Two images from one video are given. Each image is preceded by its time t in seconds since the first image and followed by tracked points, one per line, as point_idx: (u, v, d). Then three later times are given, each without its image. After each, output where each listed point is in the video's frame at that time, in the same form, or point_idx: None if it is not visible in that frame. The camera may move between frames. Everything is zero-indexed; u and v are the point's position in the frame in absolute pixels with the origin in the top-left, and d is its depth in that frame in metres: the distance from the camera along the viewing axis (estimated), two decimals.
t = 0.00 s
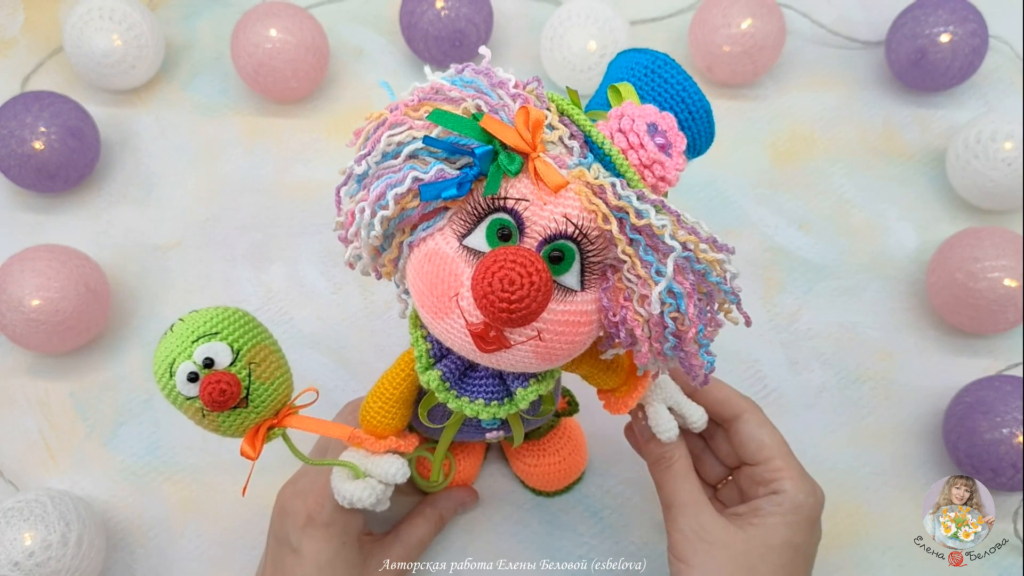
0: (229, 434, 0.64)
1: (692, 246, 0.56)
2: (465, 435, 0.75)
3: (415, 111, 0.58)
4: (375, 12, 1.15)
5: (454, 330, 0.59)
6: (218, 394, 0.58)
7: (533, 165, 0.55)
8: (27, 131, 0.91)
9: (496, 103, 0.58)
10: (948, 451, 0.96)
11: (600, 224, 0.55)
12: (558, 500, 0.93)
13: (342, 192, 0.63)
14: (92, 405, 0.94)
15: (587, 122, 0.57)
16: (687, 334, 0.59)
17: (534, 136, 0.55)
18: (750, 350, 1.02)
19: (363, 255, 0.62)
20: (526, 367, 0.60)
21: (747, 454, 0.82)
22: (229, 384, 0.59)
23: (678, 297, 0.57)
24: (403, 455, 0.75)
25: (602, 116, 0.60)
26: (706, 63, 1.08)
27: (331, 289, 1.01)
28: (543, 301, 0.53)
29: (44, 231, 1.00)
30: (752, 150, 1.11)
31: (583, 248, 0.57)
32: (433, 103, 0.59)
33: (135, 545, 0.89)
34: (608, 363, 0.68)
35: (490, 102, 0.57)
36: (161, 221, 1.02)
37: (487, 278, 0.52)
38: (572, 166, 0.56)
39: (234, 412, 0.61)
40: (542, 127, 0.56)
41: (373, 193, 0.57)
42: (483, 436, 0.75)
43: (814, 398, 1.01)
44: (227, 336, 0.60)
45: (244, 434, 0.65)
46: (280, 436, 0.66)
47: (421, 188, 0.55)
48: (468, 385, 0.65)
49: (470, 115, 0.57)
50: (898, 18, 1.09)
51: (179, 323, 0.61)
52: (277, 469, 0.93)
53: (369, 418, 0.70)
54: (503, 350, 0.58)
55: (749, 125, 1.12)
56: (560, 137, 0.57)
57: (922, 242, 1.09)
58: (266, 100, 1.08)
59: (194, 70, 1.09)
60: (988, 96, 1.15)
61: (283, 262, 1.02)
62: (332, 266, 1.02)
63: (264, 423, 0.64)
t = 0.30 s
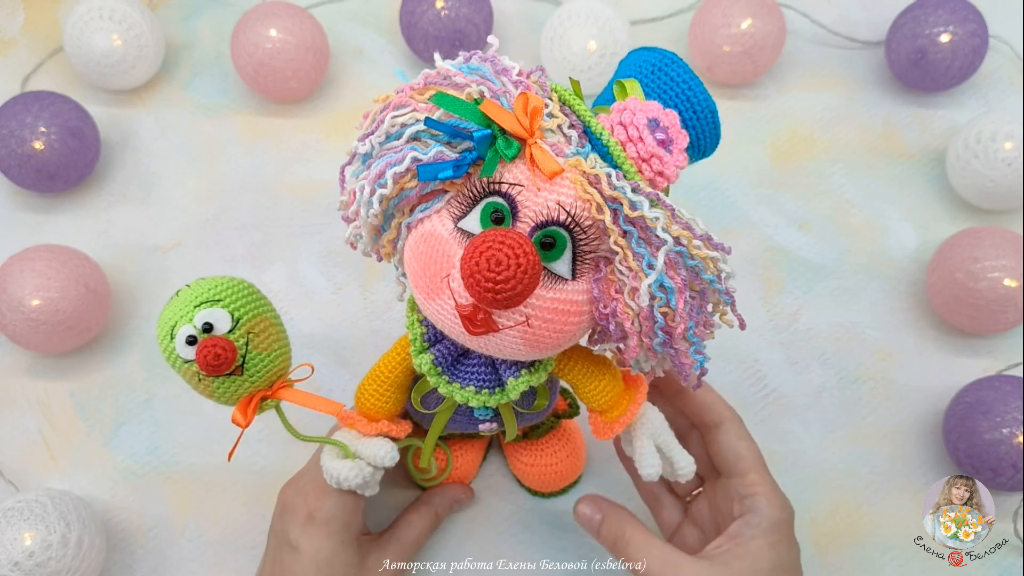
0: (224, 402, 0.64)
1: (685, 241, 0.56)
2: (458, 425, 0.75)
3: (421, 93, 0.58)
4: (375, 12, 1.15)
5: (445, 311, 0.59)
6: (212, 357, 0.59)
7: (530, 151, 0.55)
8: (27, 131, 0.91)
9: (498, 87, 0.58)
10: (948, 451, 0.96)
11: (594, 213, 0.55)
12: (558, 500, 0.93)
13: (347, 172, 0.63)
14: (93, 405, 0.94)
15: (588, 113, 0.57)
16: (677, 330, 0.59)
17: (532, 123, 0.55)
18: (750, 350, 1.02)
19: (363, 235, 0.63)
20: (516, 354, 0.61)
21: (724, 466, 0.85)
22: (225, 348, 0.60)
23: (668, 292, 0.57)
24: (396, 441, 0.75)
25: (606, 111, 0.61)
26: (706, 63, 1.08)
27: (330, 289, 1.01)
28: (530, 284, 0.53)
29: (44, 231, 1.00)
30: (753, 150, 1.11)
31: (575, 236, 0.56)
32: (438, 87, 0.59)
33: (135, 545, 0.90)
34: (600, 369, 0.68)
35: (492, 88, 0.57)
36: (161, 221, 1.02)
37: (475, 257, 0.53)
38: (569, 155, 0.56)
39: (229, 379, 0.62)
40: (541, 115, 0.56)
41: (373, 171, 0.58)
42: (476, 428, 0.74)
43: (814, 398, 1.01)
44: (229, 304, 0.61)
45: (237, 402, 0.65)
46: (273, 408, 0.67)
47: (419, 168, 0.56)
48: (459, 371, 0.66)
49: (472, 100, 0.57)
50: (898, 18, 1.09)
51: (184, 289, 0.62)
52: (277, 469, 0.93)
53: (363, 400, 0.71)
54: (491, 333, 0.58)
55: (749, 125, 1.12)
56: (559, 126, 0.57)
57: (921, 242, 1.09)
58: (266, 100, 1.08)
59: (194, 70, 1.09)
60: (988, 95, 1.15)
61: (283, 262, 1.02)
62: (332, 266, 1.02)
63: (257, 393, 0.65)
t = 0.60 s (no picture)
0: (223, 395, 0.65)
1: (686, 250, 0.56)
2: (457, 425, 0.75)
3: (426, 93, 0.58)
4: (375, 12, 1.15)
5: (444, 312, 0.59)
6: (211, 351, 0.60)
7: (533, 154, 0.55)
8: (27, 131, 0.91)
9: (503, 90, 0.58)
10: (948, 451, 0.96)
11: (595, 219, 0.55)
12: (559, 500, 0.93)
13: (352, 169, 0.63)
14: (92, 405, 0.94)
15: (593, 118, 0.57)
16: (675, 338, 0.59)
17: (535, 127, 0.55)
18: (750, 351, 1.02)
19: (365, 233, 0.63)
20: (513, 358, 0.61)
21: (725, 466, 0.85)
22: (224, 342, 0.61)
23: (668, 300, 0.57)
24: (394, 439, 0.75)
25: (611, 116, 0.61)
26: (706, 62, 1.08)
27: (330, 289, 1.01)
28: (528, 290, 0.53)
29: (44, 231, 1.00)
30: (753, 150, 1.11)
31: (576, 241, 0.57)
32: (443, 88, 0.59)
33: (135, 546, 0.90)
34: (600, 374, 0.68)
35: (497, 90, 0.58)
36: (161, 221, 1.02)
37: (474, 260, 0.53)
38: (572, 160, 0.56)
39: (228, 372, 0.63)
40: (544, 118, 0.56)
41: (376, 170, 0.58)
42: (475, 429, 0.74)
43: (814, 398, 1.01)
44: (229, 297, 0.62)
45: (236, 396, 0.66)
46: (271, 402, 0.68)
47: (422, 168, 0.56)
48: (458, 371, 0.66)
49: (478, 102, 0.58)
50: (898, 19, 1.09)
51: (188, 282, 0.63)
52: (277, 469, 0.93)
53: (361, 398, 0.71)
54: (489, 336, 0.58)
55: (749, 125, 1.12)
56: (563, 130, 0.57)
57: (921, 242, 1.09)
58: (266, 100, 1.08)
59: (194, 70, 1.09)
60: (988, 96, 1.15)
61: (283, 262, 1.02)
62: (332, 267, 1.02)
63: (256, 387, 0.65)
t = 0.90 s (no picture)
0: (222, 382, 0.65)
1: (687, 249, 0.56)
2: (455, 421, 0.75)
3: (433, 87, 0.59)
4: (375, 11, 1.15)
5: (443, 305, 0.59)
6: (212, 337, 0.60)
7: (536, 150, 0.55)
8: (27, 131, 0.91)
9: (509, 86, 0.58)
10: (948, 451, 0.96)
11: (597, 216, 0.55)
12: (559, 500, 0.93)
13: (357, 161, 0.64)
14: (93, 405, 0.94)
15: (597, 115, 0.57)
16: (674, 338, 0.59)
17: (540, 122, 0.55)
18: (750, 351, 1.02)
19: (369, 226, 0.64)
20: (511, 352, 0.61)
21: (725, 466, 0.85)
22: (226, 329, 0.60)
23: (667, 299, 0.57)
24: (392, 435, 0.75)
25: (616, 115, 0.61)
26: (706, 62, 1.08)
27: (331, 289, 1.01)
28: (526, 284, 0.53)
29: (43, 231, 1.00)
30: (753, 150, 1.11)
31: (577, 237, 0.56)
32: (449, 83, 0.59)
33: (135, 546, 0.90)
34: (600, 374, 0.68)
35: (503, 86, 0.58)
36: (161, 221, 1.02)
37: (473, 253, 0.53)
38: (575, 157, 0.56)
39: (228, 359, 0.63)
40: (548, 115, 0.56)
41: (380, 161, 0.58)
42: (473, 426, 0.74)
43: (814, 398, 1.01)
44: (233, 285, 0.62)
45: (235, 383, 0.66)
46: (269, 391, 0.68)
47: (425, 162, 0.56)
48: (457, 366, 0.66)
49: (483, 97, 0.58)
50: (898, 19, 1.09)
51: (192, 269, 0.63)
52: (277, 469, 0.93)
53: (361, 390, 0.71)
54: (488, 330, 0.58)
55: (749, 125, 1.12)
56: (567, 127, 0.57)
57: (921, 242, 1.09)
58: (265, 100, 1.08)
59: (194, 70, 1.09)
60: (988, 96, 1.15)
61: (283, 262, 1.02)
62: (333, 267, 1.02)
63: (256, 375, 0.66)
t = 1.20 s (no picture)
0: (222, 368, 0.65)
1: (688, 246, 0.56)
2: (453, 417, 0.75)
3: (440, 79, 0.59)
4: (375, 11, 1.15)
5: (444, 296, 0.59)
6: (214, 322, 0.60)
7: (541, 143, 0.56)
8: (27, 131, 0.91)
9: (515, 79, 0.58)
10: (948, 451, 0.96)
11: (599, 210, 0.55)
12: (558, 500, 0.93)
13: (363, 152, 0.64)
14: (93, 405, 0.94)
15: (602, 111, 0.57)
16: (674, 335, 0.59)
17: (544, 116, 0.56)
18: (750, 351, 1.02)
19: (373, 217, 0.64)
20: (510, 345, 0.61)
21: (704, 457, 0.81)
22: (227, 314, 0.61)
23: (667, 295, 0.57)
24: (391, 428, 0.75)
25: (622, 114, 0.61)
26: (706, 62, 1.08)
27: (331, 289, 1.01)
28: (527, 275, 0.53)
29: (44, 231, 1.00)
30: (753, 150, 1.11)
31: (579, 231, 0.57)
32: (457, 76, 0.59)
33: (135, 545, 0.90)
34: (599, 373, 0.68)
35: (509, 79, 0.58)
36: (161, 221, 1.02)
37: (475, 242, 0.53)
38: (579, 151, 0.56)
39: (229, 345, 0.63)
40: (553, 109, 0.56)
41: (386, 151, 0.59)
42: (471, 421, 0.74)
43: (814, 398, 1.01)
44: (236, 272, 0.62)
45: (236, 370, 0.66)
46: (269, 379, 0.68)
47: (430, 152, 0.56)
48: (457, 359, 0.66)
49: (489, 91, 0.58)
50: (898, 18, 1.09)
51: (197, 256, 0.64)
52: (277, 469, 0.93)
53: (360, 382, 0.71)
54: (488, 322, 0.58)
55: (749, 125, 1.12)
56: (572, 122, 0.57)
57: (921, 241, 1.09)
58: (265, 100, 1.08)
59: (194, 70, 1.09)
60: (988, 96, 1.15)
61: (283, 262, 1.02)
62: (332, 266, 1.02)
63: (256, 362, 0.66)
